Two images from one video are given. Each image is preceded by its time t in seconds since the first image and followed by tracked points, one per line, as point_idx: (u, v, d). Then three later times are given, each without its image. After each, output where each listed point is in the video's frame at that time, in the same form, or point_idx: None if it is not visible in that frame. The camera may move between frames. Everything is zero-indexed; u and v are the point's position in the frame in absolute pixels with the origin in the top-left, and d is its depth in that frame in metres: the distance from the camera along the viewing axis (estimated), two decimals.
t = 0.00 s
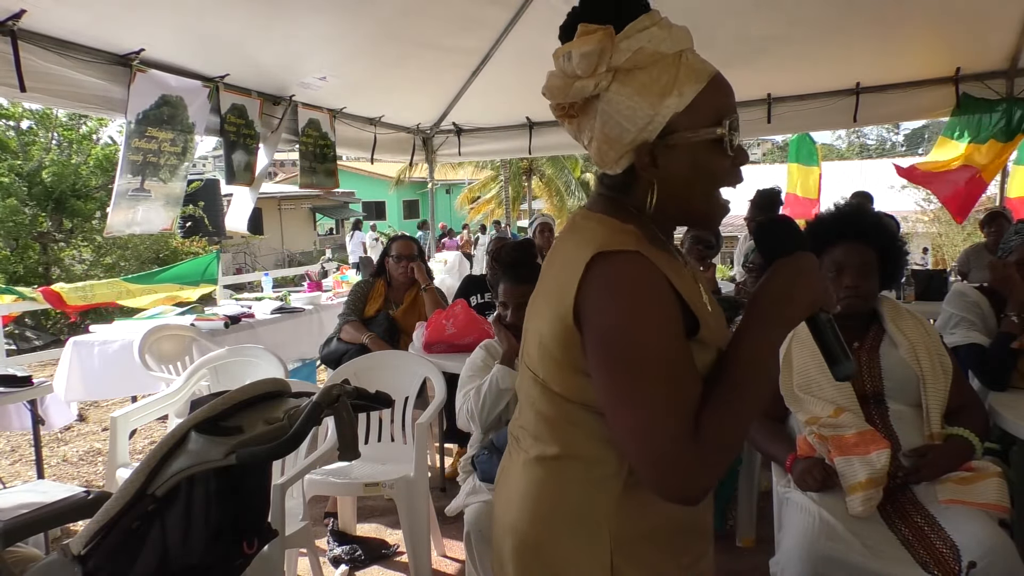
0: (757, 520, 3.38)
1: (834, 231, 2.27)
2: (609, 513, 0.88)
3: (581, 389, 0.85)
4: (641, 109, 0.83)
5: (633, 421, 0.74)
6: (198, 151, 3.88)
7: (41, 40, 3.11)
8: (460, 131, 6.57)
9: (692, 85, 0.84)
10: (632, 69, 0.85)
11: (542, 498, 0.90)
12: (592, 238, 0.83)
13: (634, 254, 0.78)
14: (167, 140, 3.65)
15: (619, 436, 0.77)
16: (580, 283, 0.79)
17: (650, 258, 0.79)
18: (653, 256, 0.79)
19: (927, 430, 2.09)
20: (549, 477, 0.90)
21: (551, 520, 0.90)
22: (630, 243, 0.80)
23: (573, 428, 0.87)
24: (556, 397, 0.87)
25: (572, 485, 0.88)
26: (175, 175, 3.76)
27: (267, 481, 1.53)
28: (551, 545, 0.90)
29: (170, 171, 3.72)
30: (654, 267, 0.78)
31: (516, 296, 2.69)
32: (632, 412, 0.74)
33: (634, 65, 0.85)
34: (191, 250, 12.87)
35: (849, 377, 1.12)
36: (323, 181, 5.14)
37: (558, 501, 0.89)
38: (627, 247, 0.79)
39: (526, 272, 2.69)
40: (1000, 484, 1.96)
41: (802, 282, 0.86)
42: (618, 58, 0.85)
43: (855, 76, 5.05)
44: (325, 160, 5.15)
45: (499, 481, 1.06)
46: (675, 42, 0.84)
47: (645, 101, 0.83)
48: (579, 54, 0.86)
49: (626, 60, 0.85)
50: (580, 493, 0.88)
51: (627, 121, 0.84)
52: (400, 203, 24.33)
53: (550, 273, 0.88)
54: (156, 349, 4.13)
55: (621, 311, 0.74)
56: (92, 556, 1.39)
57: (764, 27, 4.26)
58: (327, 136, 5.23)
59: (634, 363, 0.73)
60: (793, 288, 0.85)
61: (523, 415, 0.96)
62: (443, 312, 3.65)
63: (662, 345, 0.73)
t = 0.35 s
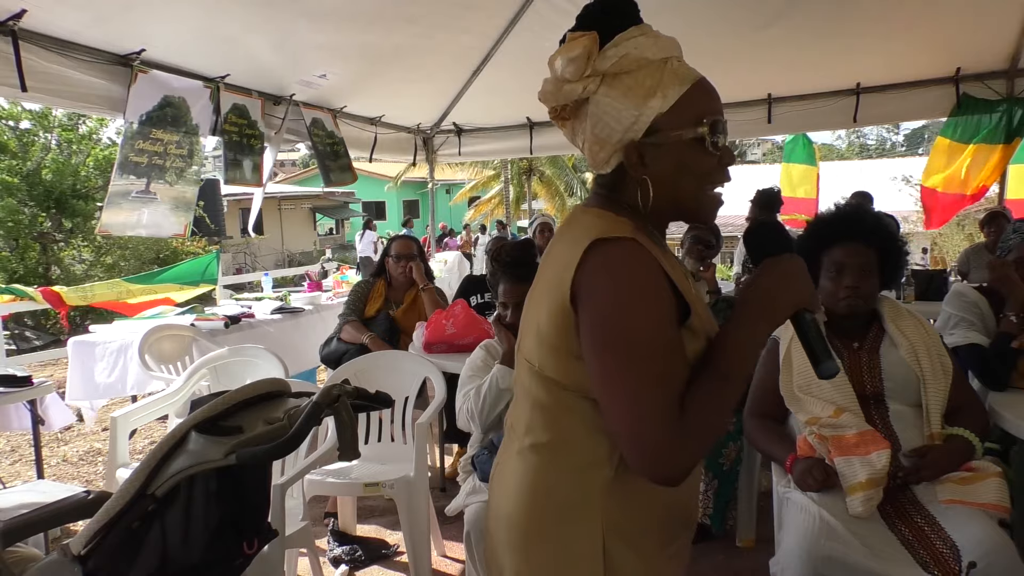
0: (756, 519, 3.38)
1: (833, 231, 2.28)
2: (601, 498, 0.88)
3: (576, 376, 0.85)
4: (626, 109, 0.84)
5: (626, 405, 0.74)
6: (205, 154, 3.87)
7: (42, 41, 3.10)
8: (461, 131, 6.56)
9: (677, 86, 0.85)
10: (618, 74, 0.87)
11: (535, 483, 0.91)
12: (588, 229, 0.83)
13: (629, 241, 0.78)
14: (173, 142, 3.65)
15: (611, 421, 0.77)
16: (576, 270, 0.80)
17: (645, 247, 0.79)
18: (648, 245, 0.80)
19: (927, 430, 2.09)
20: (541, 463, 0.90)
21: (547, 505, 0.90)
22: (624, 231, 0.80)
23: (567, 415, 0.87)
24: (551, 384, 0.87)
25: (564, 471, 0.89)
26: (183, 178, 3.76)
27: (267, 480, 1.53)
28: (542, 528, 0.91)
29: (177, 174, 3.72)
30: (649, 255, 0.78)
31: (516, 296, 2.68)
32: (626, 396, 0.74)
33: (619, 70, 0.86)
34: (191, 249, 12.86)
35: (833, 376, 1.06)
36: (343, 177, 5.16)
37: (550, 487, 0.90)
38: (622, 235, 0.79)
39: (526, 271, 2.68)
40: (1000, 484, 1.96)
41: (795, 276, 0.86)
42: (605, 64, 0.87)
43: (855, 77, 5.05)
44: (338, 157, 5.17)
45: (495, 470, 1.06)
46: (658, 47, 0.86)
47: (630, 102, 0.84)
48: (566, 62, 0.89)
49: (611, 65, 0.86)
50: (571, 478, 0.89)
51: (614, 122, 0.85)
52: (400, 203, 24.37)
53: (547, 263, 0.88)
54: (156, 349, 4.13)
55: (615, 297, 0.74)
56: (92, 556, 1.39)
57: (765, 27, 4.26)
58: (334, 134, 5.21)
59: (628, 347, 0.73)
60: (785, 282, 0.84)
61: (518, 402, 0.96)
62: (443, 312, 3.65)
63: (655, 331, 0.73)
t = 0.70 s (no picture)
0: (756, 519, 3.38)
1: (833, 231, 2.28)
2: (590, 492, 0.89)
3: (570, 368, 0.85)
4: (619, 113, 0.85)
5: (614, 394, 0.74)
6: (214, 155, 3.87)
7: (43, 41, 3.10)
8: (461, 131, 6.55)
9: (668, 91, 0.86)
10: (611, 80, 0.88)
11: (527, 475, 0.91)
12: (584, 224, 0.83)
13: (624, 233, 0.79)
14: (180, 144, 3.64)
15: (602, 412, 0.77)
16: (571, 262, 0.80)
17: (640, 240, 0.80)
18: (643, 238, 0.80)
19: (927, 430, 2.09)
20: (533, 455, 0.91)
21: (538, 499, 0.91)
22: (618, 226, 0.80)
23: (560, 407, 0.88)
24: (545, 377, 0.88)
25: (555, 463, 0.89)
26: (196, 182, 3.74)
27: (267, 480, 1.53)
28: (533, 520, 0.92)
29: (190, 178, 3.70)
30: (643, 248, 0.78)
31: (516, 296, 2.68)
32: (614, 386, 0.74)
33: (612, 77, 0.88)
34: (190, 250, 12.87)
35: (827, 375, 1.05)
36: (339, 179, 5.14)
37: (542, 479, 0.90)
38: (616, 229, 0.80)
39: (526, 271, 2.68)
40: (1000, 484, 1.96)
41: (789, 274, 0.85)
42: (598, 72, 0.89)
43: (855, 77, 5.05)
44: (336, 158, 5.16)
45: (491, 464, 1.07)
46: (650, 53, 0.87)
47: (622, 107, 0.85)
48: (562, 70, 0.91)
49: (605, 72, 0.88)
50: (563, 471, 0.89)
51: (608, 125, 0.86)
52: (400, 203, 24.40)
53: (545, 258, 0.88)
54: (156, 349, 4.12)
55: (607, 287, 0.75)
56: (92, 556, 1.38)
57: (765, 27, 4.26)
58: (332, 135, 5.22)
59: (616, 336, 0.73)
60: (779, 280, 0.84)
61: (514, 394, 0.97)
62: (443, 312, 3.65)
63: (645, 322, 0.73)
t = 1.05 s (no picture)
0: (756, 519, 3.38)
1: (834, 230, 2.27)
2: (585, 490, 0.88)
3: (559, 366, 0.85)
4: (603, 107, 0.86)
5: (587, 392, 0.74)
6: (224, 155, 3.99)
7: (42, 41, 3.10)
8: (460, 131, 6.55)
9: (648, 75, 0.84)
10: (597, 74, 0.89)
11: (529, 472, 0.93)
12: (570, 222, 0.84)
13: (604, 232, 0.78)
14: (190, 145, 3.75)
15: (579, 411, 0.77)
16: (553, 261, 0.80)
17: (621, 238, 0.79)
18: (625, 236, 0.79)
19: (927, 430, 2.09)
20: (534, 452, 0.92)
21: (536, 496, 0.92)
22: (600, 223, 0.80)
23: (555, 404, 0.88)
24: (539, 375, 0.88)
25: (554, 462, 0.90)
26: (212, 182, 3.89)
27: (267, 480, 1.53)
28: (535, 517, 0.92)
29: (205, 178, 3.85)
30: (623, 246, 0.77)
31: (516, 296, 2.69)
32: (587, 384, 0.74)
33: (596, 72, 0.89)
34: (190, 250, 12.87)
35: (838, 374, 1.04)
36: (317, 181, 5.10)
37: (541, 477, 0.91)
38: (597, 227, 0.79)
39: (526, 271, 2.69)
40: (1000, 484, 1.96)
41: (786, 272, 0.80)
42: (584, 70, 0.91)
43: (854, 76, 5.05)
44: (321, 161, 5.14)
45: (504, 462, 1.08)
46: (630, 42, 0.86)
47: (605, 100, 0.86)
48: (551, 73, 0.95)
49: (588, 69, 0.90)
50: (560, 469, 0.89)
51: (596, 120, 0.87)
52: (400, 203, 24.41)
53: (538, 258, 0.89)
54: (157, 349, 4.12)
55: (581, 286, 0.75)
56: (92, 556, 1.38)
57: (764, 27, 4.26)
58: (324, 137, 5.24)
59: (588, 335, 0.73)
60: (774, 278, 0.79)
61: (518, 393, 0.98)
62: (443, 312, 3.65)
63: (618, 318, 0.72)
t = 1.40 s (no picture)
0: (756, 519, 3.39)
1: (834, 231, 2.27)
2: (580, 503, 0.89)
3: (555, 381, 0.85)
4: (612, 109, 0.86)
5: (575, 414, 0.74)
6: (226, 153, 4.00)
7: (41, 41, 3.09)
8: (460, 131, 6.55)
9: (662, 82, 0.83)
10: (610, 70, 0.87)
11: (526, 484, 0.93)
12: (565, 236, 0.83)
13: (595, 250, 0.78)
14: (193, 144, 3.76)
15: (566, 432, 0.77)
16: (545, 279, 0.80)
17: (613, 256, 0.78)
18: (618, 255, 0.78)
19: (927, 431, 2.09)
20: (532, 465, 0.92)
21: (534, 508, 0.92)
22: (593, 240, 0.79)
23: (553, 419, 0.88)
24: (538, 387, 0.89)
25: (551, 475, 0.90)
26: (218, 182, 3.96)
27: (267, 480, 1.53)
28: (532, 529, 0.93)
29: (212, 178, 3.91)
30: (615, 266, 0.77)
31: (516, 296, 2.69)
32: (574, 406, 0.74)
33: (610, 66, 0.87)
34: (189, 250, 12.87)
35: (853, 398, 1.19)
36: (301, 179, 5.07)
37: (538, 489, 0.92)
38: (589, 245, 0.78)
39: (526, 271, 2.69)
40: (1000, 484, 1.96)
41: (791, 290, 0.76)
42: (599, 60, 0.89)
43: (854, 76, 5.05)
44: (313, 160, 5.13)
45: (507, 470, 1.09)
46: (650, 38, 0.84)
47: (615, 101, 0.86)
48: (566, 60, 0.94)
49: (602, 61, 0.88)
50: (556, 482, 0.90)
51: (604, 119, 0.87)
52: (400, 203, 24.42)
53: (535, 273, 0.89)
54: (157, 349, 4.13)
55: (569, 307, 0.74)
56: (91, 556, 1.38)
57: (765, 27, 4.25)
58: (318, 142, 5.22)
59: (576, 357, 0.72)
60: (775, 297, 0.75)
61: (518, 403, 0.99)
62: (443, 312, 3.66)
63: (605, 342, 0.72)
